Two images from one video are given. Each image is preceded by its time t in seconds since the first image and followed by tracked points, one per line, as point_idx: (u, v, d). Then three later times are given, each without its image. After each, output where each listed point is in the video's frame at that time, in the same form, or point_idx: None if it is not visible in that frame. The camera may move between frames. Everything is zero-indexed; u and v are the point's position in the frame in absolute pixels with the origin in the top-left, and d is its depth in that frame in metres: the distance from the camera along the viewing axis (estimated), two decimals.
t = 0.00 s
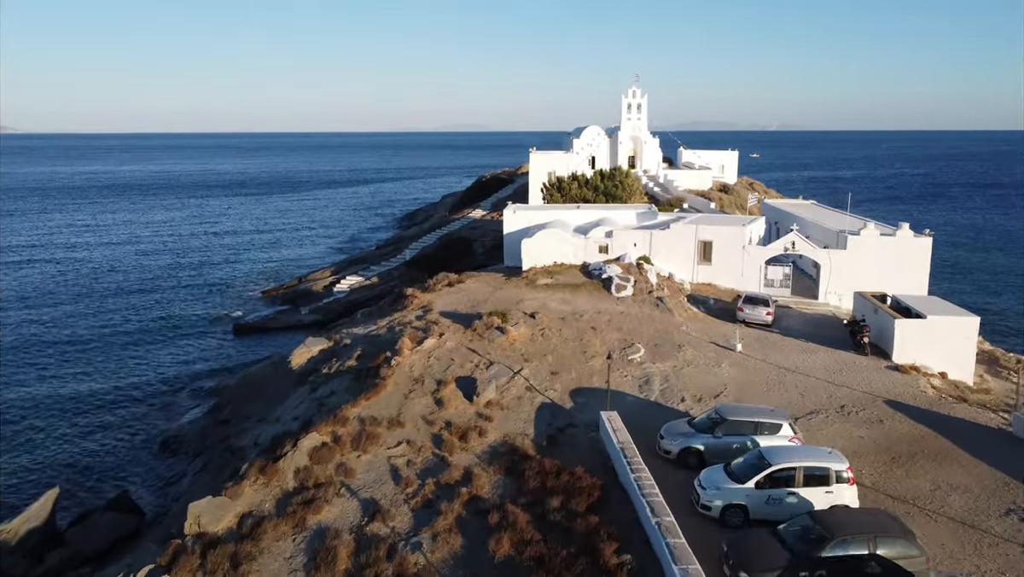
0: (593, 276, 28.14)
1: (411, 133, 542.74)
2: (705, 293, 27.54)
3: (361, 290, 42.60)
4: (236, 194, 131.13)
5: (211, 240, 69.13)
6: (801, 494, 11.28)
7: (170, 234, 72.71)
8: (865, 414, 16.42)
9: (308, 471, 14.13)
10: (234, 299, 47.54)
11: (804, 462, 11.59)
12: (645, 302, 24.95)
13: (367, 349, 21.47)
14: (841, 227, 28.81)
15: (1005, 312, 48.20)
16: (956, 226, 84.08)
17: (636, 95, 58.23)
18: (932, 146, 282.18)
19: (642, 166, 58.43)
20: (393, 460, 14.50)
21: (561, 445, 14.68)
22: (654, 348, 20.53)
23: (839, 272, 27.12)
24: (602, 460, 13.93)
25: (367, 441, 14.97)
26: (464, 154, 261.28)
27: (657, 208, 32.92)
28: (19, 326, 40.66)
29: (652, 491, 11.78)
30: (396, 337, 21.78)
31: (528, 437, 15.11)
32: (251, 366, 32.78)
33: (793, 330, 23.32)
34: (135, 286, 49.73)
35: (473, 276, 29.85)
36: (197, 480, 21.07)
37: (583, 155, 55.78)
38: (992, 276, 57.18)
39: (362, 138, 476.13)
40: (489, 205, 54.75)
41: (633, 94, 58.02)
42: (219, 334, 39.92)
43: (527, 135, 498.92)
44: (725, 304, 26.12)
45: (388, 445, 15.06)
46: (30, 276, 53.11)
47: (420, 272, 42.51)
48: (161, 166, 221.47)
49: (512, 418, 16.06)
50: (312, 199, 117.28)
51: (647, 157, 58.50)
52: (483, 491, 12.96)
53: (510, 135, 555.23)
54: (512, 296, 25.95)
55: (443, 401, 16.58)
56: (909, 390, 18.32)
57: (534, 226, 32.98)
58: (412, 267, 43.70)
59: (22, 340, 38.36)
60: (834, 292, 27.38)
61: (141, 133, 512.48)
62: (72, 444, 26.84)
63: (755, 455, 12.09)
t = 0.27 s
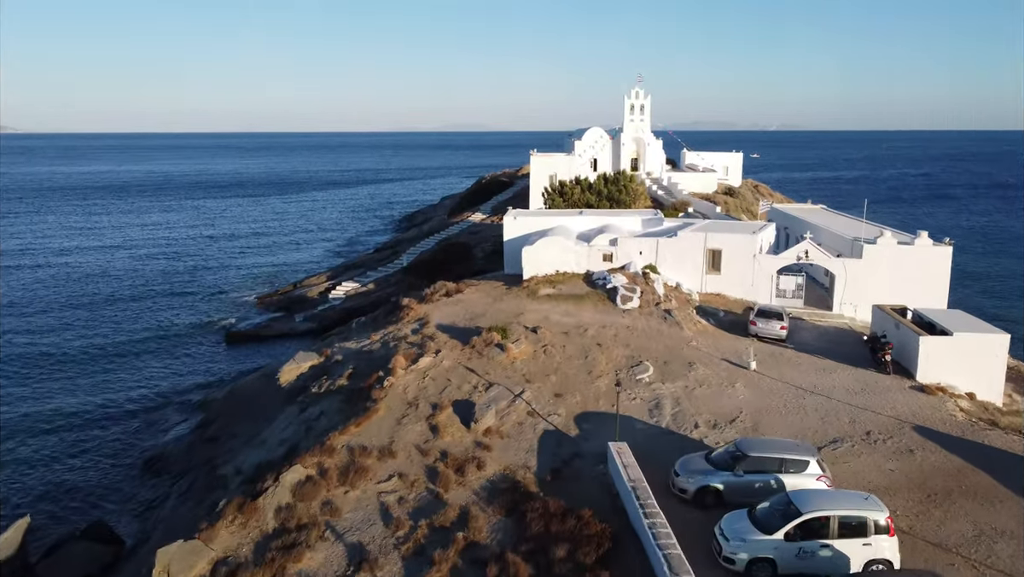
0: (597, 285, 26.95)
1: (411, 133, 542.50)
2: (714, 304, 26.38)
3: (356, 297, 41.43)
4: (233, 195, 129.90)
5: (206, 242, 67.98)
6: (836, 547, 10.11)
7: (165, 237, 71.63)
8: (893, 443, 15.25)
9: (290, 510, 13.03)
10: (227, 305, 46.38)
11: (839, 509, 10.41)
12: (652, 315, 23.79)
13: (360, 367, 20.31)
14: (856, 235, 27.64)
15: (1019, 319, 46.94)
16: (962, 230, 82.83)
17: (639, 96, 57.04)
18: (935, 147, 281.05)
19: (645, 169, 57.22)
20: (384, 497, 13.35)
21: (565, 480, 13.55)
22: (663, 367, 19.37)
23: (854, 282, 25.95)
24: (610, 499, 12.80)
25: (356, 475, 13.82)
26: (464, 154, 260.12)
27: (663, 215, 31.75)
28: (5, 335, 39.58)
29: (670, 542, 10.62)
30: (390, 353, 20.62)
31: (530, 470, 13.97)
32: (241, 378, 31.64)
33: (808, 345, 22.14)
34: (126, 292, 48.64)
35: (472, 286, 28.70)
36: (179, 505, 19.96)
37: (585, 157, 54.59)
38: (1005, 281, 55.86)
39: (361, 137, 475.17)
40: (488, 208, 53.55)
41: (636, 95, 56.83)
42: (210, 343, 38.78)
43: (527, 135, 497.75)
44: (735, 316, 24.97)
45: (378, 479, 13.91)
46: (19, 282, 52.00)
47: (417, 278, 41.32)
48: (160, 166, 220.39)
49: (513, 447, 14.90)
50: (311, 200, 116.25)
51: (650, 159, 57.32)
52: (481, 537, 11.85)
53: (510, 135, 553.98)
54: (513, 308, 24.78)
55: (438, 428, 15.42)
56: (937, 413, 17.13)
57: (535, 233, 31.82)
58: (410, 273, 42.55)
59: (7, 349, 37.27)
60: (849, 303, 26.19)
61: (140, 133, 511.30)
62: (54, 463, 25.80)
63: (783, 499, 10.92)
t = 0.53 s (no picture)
0: (601, 298, 25.80)
1: (411, 132, 541.78)
2: (723, 317, 25.21)
3: (352, 305, 40.28)
4: (231, 196, 128.72)
5: (200, 246, 66.82)
6: None
7: (160, 240, 70.59)
8: (925, 480, 14.08)
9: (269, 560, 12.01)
10: (220, 312, 45.24)
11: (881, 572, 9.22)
12: (660, 330, 22.62)
13: (350, 389, 19.08)
14: (871, 245, 26.49)
15: None
16: (969, 233, 81.67)
17: (641, 97, 55.89)
18: (938, 146, 279.68)
19: (648, 172, 56.03)
20: (372, 544, 12.34)
21: (571, 525, 12.42)
22: (674, 390, 18.20)
23: (871, 295, 24.80)
24: (619, 549, 11.68)
25: (341, 519, 12.74)
26: (464, 154, 258.98)
27: (669, 223, 30.59)
28: None
29: None
30: (383, 373, 19.47)
31: (533, 513, 12.84)
32: (231, 392, 30.51)
33: (825, 364, 20.97)
34: (117, 298, 47.57)
35: (471, 298, 27.52)
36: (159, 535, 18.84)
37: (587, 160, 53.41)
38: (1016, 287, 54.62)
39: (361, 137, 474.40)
40: (488, 213, 52.38)
41: (638, 96, 55.69)
42: (201, 354, 37.66)
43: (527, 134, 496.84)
44: (746, 331, 23.83)
45: (366, 522, 12.82)
46: (9, 288, 50.95)
47: (415, 286, 40.16)
48: (159, 166, 219.54)
49: (514, 484, 13.76)
50: (309, 201, 115.22)
51: (653, 162, 56.16)
52: None
53: (511, 134, 552.61)
54: (513, 322, 23.60)
55: (433, 463, 14.28)
56: (970, 443, 15.93)
57: (536, 241, 30.67)
58: (407, 280, 41.38)
59: None
60: (865, 317, 25.01)
61: (140, 133, 510.36)
62: (33, 484, 24.70)
63: (817, 558, 9.73)
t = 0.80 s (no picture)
0: (606, 312, 24.60)
1: (410, 133, 541.34)
2: (734, 334, 24.03)
3: (347, 314, 39.08)
4: (228, 198, 127.68)
5: (195, 250, 65.76)
6: None
7: (155, 244, 69.56)
8: (963, 527, 12.91)
9: None
10: (212, 320, 44.10)
11: None
12: (669, 349, 21.42)
13: (340, 416, 17.86)
14: (889, 258, 25.29)
15: None
16: (976, 236, 80.48)
17: (644, 99, 54.71)
18: (939, 147, 279.01)
19: (651, 176, 54.87)
20: None
21: None
22: (685, 417, 17.03)
23: (889, 310, 23.60)
24: None
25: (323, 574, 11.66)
26: (464, 155, 257.79)
27: (676, 233, 29.41)
28: None
29: None
30: (374, 397, 18.30)
31: (533, 567, 11.76)
32: (220, 408, 29.35)
33: (844, 387, 19.77)
34: (108, 306, 46.49)
35: (469, 313, 26.34)
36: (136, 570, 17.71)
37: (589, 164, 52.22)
38: None
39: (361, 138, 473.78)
40: (487, 218, 51.19)
41: (641, 98, 54.52)
42: (191, 365, 36.53)
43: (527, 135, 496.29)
44: (758, 349, 22.66)
45: None
46: None
47: (412, 295, 38.95)
48: (158, 167, 218.78)
49: (513, 532, 12.65)
50: (308, 203, 114.15)
51: (656, 166, 54.99)
52: None
53: (511, 134, 551.66)
54: (514, 339, 22.40)
55: (425, 506, 13.16)
56: (1009, 480, 14.73)
57: (537, 251, 29.51)
58: (404, 288, 40.20)
59: None
60: (883, 333, 23.80)
61: (140, 134, 509.55)
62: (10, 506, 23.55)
63: None
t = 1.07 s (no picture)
0: (611, 329, 23.36)
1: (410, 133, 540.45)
2: (747, 352, 22.79)
3: (342, 325, 37.85)
4: (226, 199, 126.57)
5: (189, 254, 64.59)
6: None
7: (149, 248, 68.40)
8: None
9: None
10: (204, 329, 42.91)
11: None
12: (678, 370, 20.20)
13: (326, 447, 16.63)
14: (909, 271, 24.10)
15: None
16: (983, 240, 79.35)
17: (647, 102, 53.55)
18: (939, 147, 278.53)
19: (654, 180, 53.72)
20: None
21: None
22: (699, 450, 15.79)
23: (910, 327, 22.39)
24: None
25: None
26: (464, 155, 256.52)
27: (683, 243, 28.21)
28: None
29: None
30: (365, 426, 17.11)
31: None
32: (207, 425, 28.16)
33: (867, 414, 18.53)
34: (97, 313, 45.32)
35: (467, 329, 25.11)
36: None
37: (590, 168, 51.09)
38: None
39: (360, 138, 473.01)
40: (487, 223, 49.96)
41: (644, 101, 53.33)
42: (180, 378, 35.33)
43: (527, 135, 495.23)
44: (773, 370, 21.42)
45: None
46: None
47: (409, 305, 37.72)
48: (157, 168, 217.74)
49: None
50: (306, 205, 113.09)
51: (660, 170, 53.82)
52: None
53: (512, 135, 550.47)
54: (514, 359, 21.19)
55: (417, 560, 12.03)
56: None
57: (538, 262, 28.32)
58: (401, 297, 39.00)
59: None
60: (904, 351, 22.58)
61: (141, 134, 509.31)
62: None
63: None
